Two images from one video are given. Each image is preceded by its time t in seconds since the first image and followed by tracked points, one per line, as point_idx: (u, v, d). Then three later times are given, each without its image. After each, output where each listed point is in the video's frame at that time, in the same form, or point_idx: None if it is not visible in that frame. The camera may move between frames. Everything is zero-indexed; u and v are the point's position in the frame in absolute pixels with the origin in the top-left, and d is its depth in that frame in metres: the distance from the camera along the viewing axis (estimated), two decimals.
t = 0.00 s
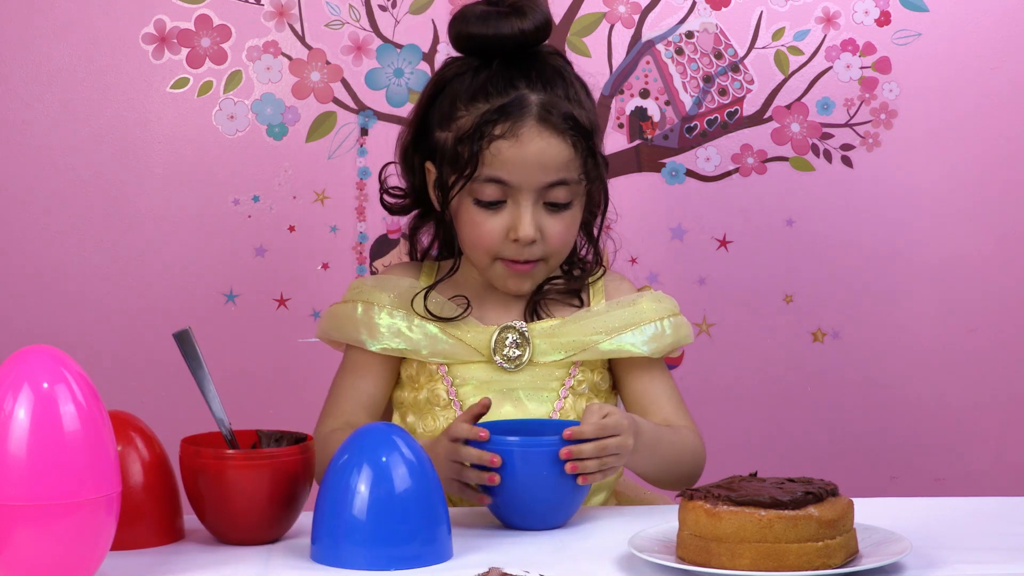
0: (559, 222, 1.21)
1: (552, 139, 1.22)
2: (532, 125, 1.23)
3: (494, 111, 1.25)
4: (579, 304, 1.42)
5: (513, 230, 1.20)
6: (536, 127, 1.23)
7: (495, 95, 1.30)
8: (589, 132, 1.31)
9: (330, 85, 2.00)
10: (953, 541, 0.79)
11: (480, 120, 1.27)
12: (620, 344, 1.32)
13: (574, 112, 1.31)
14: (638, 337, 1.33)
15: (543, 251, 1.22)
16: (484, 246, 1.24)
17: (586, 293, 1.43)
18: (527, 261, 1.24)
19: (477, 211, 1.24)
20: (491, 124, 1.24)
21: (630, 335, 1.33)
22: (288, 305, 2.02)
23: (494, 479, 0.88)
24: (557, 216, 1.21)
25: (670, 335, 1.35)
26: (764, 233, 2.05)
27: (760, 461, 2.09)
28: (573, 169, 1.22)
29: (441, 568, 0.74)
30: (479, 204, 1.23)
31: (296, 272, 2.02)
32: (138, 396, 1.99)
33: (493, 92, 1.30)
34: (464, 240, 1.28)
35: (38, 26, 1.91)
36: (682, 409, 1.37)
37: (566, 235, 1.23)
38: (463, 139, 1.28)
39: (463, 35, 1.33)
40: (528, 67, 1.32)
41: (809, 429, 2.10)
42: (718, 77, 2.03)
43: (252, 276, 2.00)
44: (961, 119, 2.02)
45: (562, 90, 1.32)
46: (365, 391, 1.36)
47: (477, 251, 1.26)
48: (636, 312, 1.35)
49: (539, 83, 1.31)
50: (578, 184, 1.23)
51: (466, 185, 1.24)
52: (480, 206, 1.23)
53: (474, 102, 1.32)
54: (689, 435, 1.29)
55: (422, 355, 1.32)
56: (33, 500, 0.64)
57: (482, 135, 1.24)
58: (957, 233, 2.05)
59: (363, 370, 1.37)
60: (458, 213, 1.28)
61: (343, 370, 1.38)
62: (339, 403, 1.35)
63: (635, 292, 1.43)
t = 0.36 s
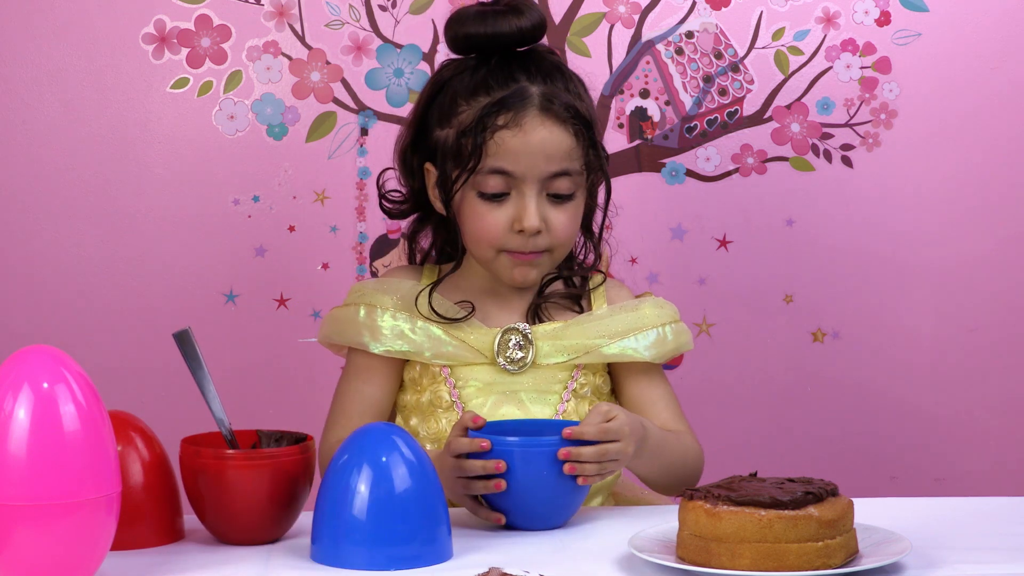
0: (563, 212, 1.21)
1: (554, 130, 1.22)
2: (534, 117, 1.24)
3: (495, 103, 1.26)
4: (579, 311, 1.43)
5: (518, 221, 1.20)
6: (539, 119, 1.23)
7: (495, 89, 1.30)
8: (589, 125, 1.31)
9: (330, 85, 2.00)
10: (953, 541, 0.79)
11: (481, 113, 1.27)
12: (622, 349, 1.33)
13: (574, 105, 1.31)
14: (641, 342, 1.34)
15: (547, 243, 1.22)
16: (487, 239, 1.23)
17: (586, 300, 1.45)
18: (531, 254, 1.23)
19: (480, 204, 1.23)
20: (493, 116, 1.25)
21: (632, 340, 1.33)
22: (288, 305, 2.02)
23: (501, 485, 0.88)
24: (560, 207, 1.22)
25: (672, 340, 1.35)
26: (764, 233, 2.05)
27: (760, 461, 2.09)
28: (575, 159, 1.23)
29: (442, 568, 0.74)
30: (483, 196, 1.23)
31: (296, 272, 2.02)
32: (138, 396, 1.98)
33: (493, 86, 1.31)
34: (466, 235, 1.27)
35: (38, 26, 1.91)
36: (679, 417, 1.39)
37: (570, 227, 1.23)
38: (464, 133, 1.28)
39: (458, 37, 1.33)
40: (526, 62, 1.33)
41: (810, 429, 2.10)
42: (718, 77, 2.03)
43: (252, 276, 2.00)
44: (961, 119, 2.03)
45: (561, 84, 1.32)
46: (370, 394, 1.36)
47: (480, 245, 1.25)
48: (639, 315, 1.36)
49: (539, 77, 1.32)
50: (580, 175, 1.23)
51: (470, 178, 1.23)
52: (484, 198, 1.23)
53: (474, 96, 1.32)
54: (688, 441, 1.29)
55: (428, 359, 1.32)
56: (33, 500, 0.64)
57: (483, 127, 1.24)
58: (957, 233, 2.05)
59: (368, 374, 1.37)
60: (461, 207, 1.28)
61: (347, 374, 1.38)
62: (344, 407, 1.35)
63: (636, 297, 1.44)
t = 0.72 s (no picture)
0: (567, 212, 1.21)
1: (557, 129, 1.23)
2: (536, 117, 1.24)
3: (496, 103, 1.26)
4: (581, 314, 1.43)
5: (522, 221, 1.20)
6: (541, 119, 1.24)
7: (497, 89, 1.30)
8: (591, 125, 1.31)
9: (330, 85, 2.00)
10: (953, 541, 0.79)
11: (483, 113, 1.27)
12: (625, 352, 1.33)
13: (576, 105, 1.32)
14: (642, 345, 1.34)
15: (551, 243, 1.22)
16: (491, 240, 1.23)
17: (588, 303, 1.45)
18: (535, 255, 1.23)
19: (483, 205, 1.23)
20: (495, 116, 1.25)
21: (634, 343, 1.34)
22: (288, 305, 2.02)
23: (499, 483, 0.88)
24: (564, 207, 1.21)
25: (674, 344, 1.35)
26: (764, 233, 2.05)
27: (760, 461, 2.09)
28: (578, 159, 1.23)
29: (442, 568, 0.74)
30: (486, 197, 1.23)
31: (296, 271, 2.02)
32: (138, 396, 1.98)
33: (494, 86, 1.31)
34: (470, 236, 1.27)
35: (38, 26, 1.91)
36: (677, 422, 1.39)
37: (574, 227, 1.23)
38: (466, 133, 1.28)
39: (459, 38, 1.33)
40: (527, 62, 1.33)
41: (810, 429, 2.10)
42: (718, 77, 2.03)
43: (252, 276, 2.00)
44: (960, 119, 2.03)
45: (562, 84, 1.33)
46: (373, 393, 1.36)
47: (483, 247, 1.25)
48: (641, 318, 1.36)
49: (540, 77, 1.32)
50: (583, 175, 1.23)
51: (472, 178, 1.23)
52: (487, 199, 1.23)
53: (475, 96, 1.32)
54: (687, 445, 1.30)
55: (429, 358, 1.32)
56: (33, 500, 0.64)
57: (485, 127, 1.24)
58: (957, 233, 2.05)
59: (370, 374, 1.37)
60: (464, 208, 1.27)
61: (350, 374, 1.38)
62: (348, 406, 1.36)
63: (637, 301, 1.44)
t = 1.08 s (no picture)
0: (569, 215, 1.21)
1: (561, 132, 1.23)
2: (539, 120, 1.24)
3: (500, 106, 1.26)
4: (582, 318, 1.42)
5: (524, 225, 1.20)
6: (545, 122, 1.24)
7: (500, 92, 1.30)
8: (594, 128, 1.31)
9: (330, 85, 2.00)
10: (953, 541, 0.79)
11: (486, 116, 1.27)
12: (627, 357, 1.33)
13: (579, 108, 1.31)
14: (644, 351, 1.34)
15: (553, 247, 1.22)
16: (493, 243, 1.23)
17: (591, 306, 1.44)
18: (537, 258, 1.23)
19: (485, 208, 1.23)
20: (498, 119, 1.25)
21: (636, 348, 1.34)
22: (288, 305, 2.02)
23: (498, 484, 0.88)
24: (567, 210, 1.21)
25: (675, 350, 1.36)
26: (764, 233, 2.05)
27: (760, 461, 2.10)
28: (581, 162, 1.23)
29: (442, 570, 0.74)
30: (488, 200, 1.23)
31: (296, 272, 2.02)
32: (138, 396, 1.98)
33: (497, 88, 1.31)
34: (472, 239, 1.27)
35: (38, 26, 1.91)
36: (673, 432, 1.40)
37: (576, 231, 1.23)
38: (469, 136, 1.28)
39: (464, 39, 1.33)
40: (531, 65, 1.33)
41: (810, 429, 2.10)
42: (718, 77, 2.03)
43: (252, 276, 2.00)
44: (960, 119, 2.03)
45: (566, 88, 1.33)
46: (376, 394, 1.37)
47: (486, 249, 1.25)
48: (643, 323, 1.36)
49: (544, 80, 1.32)
50: (586, 178, 1.23)
51: (475, 181, 1.23)
52: (489, 201, 1.22)
53: (479, 99, 1.32)
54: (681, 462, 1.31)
55: (431, 360, 1.32)
56: (33, 500, 0.64)
57: (488, 130, 1.24)
58: (957, 233, 2.05)
59: (372, 376, 1.37)
60: (467, 211, 1.27)
61: (353, 375, 1.38)
62: (352, 407, 1.36)
63: (639, 305, 1.44)
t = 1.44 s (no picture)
0: (565, 215, 1.21)
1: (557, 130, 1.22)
2: (536, 119, 1.24)
3: (497, 105, 1.26)
4: (580, 318, 1.42)
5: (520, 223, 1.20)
6: (541, 121, 1.24)
7: (498, 91, 1.30)
8: (592, 128, 1.31)
9: (330, 85, 2.00)
10: (953, 541, 0.79)
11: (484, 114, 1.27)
12: (625, 356, 1.33)
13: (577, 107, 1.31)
14: (643, 350, 1.33)
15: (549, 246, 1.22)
16: (489, 241, 1.24)
17: (588, 307, 1.44)
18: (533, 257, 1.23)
19: (481, 206, 1.23)
20: (495, 119, 1.25)
21: (635, 347, 1.33)
22: (288, 305, 2.02)
23: (501, 492, 0.87)
24: (563, 209, 1.22)
25: (674, 348, 1.35)
26: (764, 233, 2.05)
27: (760, 461, 2.10)
28: (577, 161, 1.22)
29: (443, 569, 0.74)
30: (484, 198, 1.23)
31: (295, 271, 2.02)
32: (138, 395, 1.99)
33: (495, 88, 1.31)
34: (468, 237, 1.27)
35: (38, 26, 1.91)
36: (679, 428, 1.38)
37: (572, 229, 1.23)
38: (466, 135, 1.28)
39: (464, 39, 1.33)
40: (530, 65, 1.33)
41: (810, 429, 2.10)
42: (718, 77, 2.03)
43: (252, 276, 2.00)
44: (960, 119, 2.03)
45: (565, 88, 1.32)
46: (376, 395, 1.37)
47: (482, 247, 1.25)
48: (642, 322, 1.36)
49: (542, 79, 1.32)
50: (583, 177, 1.23)
51: (471, 179, 1.24)
52: (485, 200, 1.23)
53: (477, 98, 1.32)
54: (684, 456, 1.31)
55: (429, 363, 1.32)
56: (34, 500, 0.64)
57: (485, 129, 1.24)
58: (957, 233, 2.05)
59: (373, 378, 1.38)
60: (463, 209, 1.28)
61: (353, 377, 1.38)
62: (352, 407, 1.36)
63: (638, 304, 1.44)
